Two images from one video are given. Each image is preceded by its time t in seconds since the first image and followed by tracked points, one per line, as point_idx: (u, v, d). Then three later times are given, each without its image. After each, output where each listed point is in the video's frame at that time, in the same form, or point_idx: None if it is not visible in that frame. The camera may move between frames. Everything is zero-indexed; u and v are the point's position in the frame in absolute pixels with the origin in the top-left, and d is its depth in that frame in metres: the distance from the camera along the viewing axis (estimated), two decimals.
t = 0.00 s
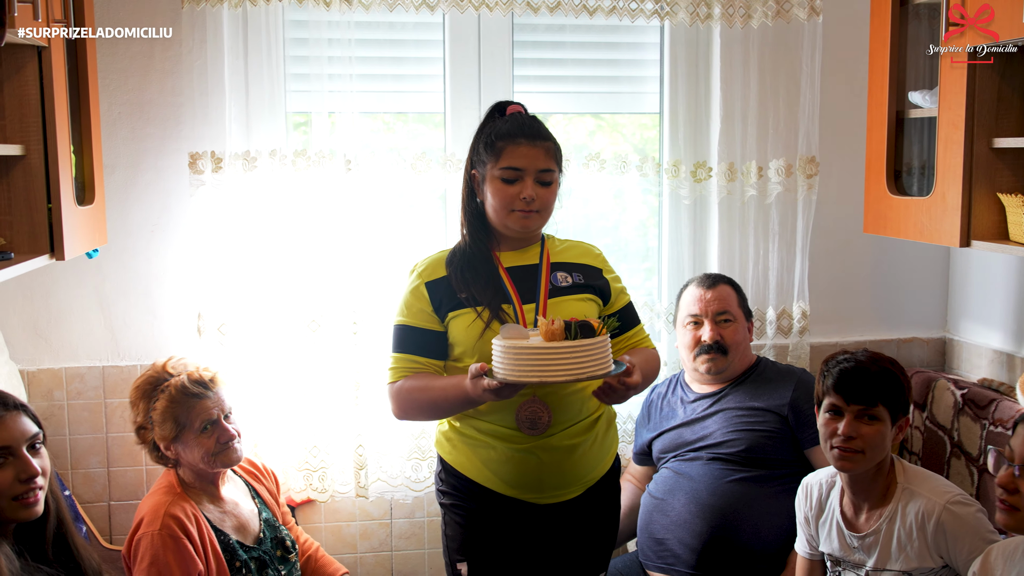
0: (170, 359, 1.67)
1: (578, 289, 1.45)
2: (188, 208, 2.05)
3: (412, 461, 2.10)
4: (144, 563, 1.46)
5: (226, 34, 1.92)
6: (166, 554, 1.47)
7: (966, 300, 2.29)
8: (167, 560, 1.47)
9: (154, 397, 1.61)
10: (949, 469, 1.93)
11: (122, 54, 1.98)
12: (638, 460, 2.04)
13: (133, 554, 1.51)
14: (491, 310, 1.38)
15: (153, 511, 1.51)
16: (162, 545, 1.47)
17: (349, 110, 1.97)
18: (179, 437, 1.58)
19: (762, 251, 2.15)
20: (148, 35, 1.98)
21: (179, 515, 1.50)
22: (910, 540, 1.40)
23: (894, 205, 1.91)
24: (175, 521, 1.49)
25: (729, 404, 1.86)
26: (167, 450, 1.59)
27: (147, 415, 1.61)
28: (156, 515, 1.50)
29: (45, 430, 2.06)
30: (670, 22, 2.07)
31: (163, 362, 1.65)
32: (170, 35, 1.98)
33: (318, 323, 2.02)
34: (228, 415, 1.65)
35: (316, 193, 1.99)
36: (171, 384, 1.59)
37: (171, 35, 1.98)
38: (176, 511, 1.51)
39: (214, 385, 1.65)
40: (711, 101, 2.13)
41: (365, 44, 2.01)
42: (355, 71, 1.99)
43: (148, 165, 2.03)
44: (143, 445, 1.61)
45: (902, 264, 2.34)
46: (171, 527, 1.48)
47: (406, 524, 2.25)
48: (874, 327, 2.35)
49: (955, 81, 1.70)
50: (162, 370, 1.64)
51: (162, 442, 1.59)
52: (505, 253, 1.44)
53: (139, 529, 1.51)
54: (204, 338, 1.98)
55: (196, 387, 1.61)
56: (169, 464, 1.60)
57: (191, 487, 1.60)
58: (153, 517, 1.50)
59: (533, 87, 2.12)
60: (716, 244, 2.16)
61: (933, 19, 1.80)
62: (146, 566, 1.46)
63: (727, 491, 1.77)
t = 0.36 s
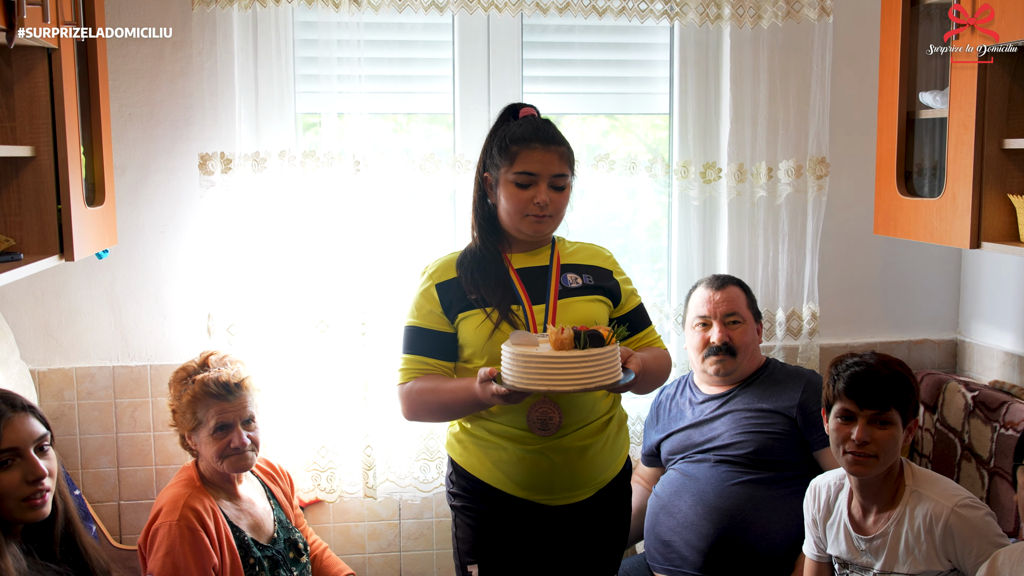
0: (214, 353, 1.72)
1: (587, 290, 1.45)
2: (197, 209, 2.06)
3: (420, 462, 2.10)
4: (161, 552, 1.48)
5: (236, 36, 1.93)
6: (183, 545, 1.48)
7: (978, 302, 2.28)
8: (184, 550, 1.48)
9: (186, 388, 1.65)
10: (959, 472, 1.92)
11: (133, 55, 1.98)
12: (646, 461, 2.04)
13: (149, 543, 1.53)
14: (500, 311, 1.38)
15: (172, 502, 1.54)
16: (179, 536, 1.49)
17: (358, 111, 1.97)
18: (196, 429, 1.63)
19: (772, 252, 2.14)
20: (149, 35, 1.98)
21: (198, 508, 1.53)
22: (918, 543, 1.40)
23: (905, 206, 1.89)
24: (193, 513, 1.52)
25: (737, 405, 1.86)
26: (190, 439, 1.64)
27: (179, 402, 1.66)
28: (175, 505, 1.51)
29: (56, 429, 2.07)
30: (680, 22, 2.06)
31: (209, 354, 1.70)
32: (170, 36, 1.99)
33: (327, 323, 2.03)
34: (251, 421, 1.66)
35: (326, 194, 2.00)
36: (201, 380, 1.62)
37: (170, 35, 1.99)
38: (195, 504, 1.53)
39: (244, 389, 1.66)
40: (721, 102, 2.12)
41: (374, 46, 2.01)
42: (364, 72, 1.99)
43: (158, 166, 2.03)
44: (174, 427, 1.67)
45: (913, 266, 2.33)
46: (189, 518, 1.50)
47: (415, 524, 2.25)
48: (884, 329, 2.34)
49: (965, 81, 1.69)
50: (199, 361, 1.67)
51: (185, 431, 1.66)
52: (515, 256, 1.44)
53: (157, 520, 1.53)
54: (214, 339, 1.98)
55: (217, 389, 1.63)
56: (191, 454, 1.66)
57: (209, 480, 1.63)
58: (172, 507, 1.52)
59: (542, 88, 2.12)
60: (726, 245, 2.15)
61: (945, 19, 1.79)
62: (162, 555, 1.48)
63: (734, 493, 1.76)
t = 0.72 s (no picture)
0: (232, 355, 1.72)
1: (591, 295, 1.42)
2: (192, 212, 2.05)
3: (416, 466, 2.09)
4: (164, 551, 1.48)
5: (230, 37, 1.91)
6: (188, 544, 1.49)
7: (978, 305, 2.26)
8: (187, 550, 1.49)
9: (198, 388, 1.65)
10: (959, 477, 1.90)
11: (127, 57, 1.97)
12: (644, 466, 2.01)
13: (152, 541, 1.53)
14: (502, 316, 1.37)
15: (177, 501, 1.53)
16: (184, 535, 1.50)
17: (353, 112, 1.96)
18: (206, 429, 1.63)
19: (770, 255, 2.13)
20: (148, 35, 1.97)
21: (203, 508, 1.53)
22: (917, 551, 1.38)
23: (904, 209, 1.88)
24: (199, 513, 1.52)
25: (735, 409, 1.84)
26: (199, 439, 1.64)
27: (190, 402, 1.66)
28: (180, 505, 1.51)
29: (49, 434, 2.06)
30: (678, 23, 2.05)
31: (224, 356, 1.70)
32: (170, 36, 1.98)
33: (321, 327, 2.02)
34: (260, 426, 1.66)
35: (320, 196, 1.98)
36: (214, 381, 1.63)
37: (170, 35, 1.97)
38: (201, 505, 1.53)
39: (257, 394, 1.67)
40: (719, 103, 2.11)
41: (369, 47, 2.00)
42: (360, 73, 1.98)
43: (152, 169, 2.02)
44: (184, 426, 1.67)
45: (913, 269, 2.31)
46: (194, 518, 1.50)
47: (411, 529, 2.24)
48: (884, 332, 2.32)
49: (965, 83, 1.67)
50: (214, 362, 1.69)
51: (195, 431, 1.66)
52: (518, 259, 1.43)
53: (161, 517, 1.53)
54: (208, 343, 1.97)
55: (231, 391, 1.64)
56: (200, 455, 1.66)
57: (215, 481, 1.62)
58: (177, 507, 1.51)
59: (539, 89, 2.10)
60: (724, 248, 2.14)
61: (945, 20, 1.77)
62: (165, 554, 1.48)
63: (730, 498, 1.74)
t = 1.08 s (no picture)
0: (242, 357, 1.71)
1: (593, 299, 1.41)
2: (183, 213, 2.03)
3: (410, 470, 2.07)
4: (165, 551, 1.47)
5: (222, 36, 1.89)
6: (189, 545, 1.48)
7: (979, 307, 2.24)
8: (188, 550, 1.48)
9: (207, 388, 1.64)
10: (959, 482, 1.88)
11: (118, 56, 1.95)
12: (639, 470, 2.00)
13: (152, 540, 1.52)
14: (503, 317, 1.33)
15: (179, 501, 1.52)
16: (185, 535, 1.48)
17: (346, 112, 1.93)
18: (212, 430, 1.62)
19: (768, 257, 2.11)
20: (148, 35, 1.95)
21: (205, 509, 1.51)
22: (917, 556, 1.35)
23: (903, 210, 1.85)
24: (201, 513, 1.51)
25: (732, 413, 1.82)
26: (204, 439, 1.63)
27: (197, 402, 1.65)
28: (182, 504, 1.50)
29: (39, 437, 2.04)
30: (675, 22, 2.02)
31: (236, 358, 1.70)
32: (170, 36, 1.96)
33: (314, 330, 1.99)
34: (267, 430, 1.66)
35: (312, 197, 1.96)
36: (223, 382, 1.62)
37: (170, 36, 1.96)
38: (203, 505, 1.52)
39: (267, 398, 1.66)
40: (716, 103, 2.09)
41: (362, 46, 1.98)
42: (353, 72, 1.95)
43: (143, 169, 2.00)
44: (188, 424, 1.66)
45: (913, 270, 2.29)
46: (196, 518, 1.49)
47: (405, 533, 2.22)
48: (884, 334, 2.30)
49: (965, 83, 1.65)
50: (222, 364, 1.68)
51: (200, 430, 1.64)
52: (521, 260, 1.39)
53: (162, 517, 1.52)
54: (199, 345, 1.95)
55: (239, 393, 1.63)
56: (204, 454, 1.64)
57: (217, 483, 1.61)
58: (179, 506, 1.50)
59: (535, 89, 2.08)
60: (722, 249, 2.11)
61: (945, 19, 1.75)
62: (165, 553, 1.47)
63: (727, 503, 1.72)
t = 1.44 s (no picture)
0: (246, 359, 1.70)
1: (594, 301, 1.39)
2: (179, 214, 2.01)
3: (408, 474, 2.05)
4: (165, 553, 1.44)
5: (218, 36, 1.88)
6: (191, 547, 1.46)
7: (983, 309, 2.22)
8: (190, 553, 1.45)
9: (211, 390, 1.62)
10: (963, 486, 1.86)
11: (113, 55, 1.93)
12: (640, 474, 1.98)
13: (152, 542, 1.50)
14: (504, 320, 1.31)
15: (179, 503, 1.50)
16: (186, 537, 1.46)
17: (344, 112, 1.91)
18: (214, 432, 1.60)
19: (769, 259, 2.09)
20: (149, 35, 1.93)
21: (206, 510, 1.49)
22: (920, 562, 1.32)
23: (907, 211, 1.84)
24: (203, 515, 1.49)
25: (733, 417, 1.80)
26: (206, 442, 1.61)
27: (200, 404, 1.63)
28: (184, 506, 1.48)
29: (33, 440, 2.02)
30: (676, 21, 2.00)
31: (240, 360, 1.68)
32: (169, 36, 1.94)
33: (311, 332, 1.97)
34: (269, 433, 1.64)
35: (309, 197, 1.94)
36: (228, 384, 1.61)
37: (168, 36, 1.94)
38: (205, 507, 1.50)
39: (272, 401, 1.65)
40: (718, 103, 2.07)
41: (359, 46, 1.96)
42: (351, 72, 1.94)
43: (139, 170, 1.98)
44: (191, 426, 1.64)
45: (916, 272, 2.27)
46: (198, 520, 1.47)
47: (403, 537, 2.20)
48: (887, 336, 2.28)
49: (969, 83, 1.63)
50: (226, 367, 1.66)
51: (202, 433, 1.62)
52: (521, 262, 1.38)
53: (163, 519, 1.49)
54: (195, 348, 1.93)
55: (243, 396, 1.61)
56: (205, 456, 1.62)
57: (217, 486, 1.59)
58: (180, 508, 1.48)
59: (534, 89, 2.06)
60: (723, 250, 2.10)
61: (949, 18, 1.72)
62: (166, 555, 1.45)
63: (729, 508, 1.70)
